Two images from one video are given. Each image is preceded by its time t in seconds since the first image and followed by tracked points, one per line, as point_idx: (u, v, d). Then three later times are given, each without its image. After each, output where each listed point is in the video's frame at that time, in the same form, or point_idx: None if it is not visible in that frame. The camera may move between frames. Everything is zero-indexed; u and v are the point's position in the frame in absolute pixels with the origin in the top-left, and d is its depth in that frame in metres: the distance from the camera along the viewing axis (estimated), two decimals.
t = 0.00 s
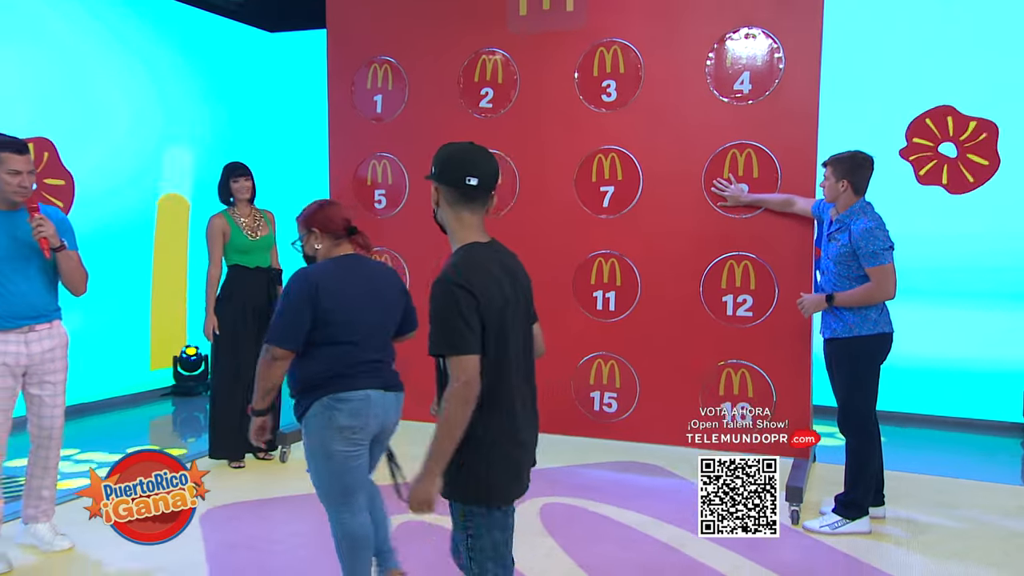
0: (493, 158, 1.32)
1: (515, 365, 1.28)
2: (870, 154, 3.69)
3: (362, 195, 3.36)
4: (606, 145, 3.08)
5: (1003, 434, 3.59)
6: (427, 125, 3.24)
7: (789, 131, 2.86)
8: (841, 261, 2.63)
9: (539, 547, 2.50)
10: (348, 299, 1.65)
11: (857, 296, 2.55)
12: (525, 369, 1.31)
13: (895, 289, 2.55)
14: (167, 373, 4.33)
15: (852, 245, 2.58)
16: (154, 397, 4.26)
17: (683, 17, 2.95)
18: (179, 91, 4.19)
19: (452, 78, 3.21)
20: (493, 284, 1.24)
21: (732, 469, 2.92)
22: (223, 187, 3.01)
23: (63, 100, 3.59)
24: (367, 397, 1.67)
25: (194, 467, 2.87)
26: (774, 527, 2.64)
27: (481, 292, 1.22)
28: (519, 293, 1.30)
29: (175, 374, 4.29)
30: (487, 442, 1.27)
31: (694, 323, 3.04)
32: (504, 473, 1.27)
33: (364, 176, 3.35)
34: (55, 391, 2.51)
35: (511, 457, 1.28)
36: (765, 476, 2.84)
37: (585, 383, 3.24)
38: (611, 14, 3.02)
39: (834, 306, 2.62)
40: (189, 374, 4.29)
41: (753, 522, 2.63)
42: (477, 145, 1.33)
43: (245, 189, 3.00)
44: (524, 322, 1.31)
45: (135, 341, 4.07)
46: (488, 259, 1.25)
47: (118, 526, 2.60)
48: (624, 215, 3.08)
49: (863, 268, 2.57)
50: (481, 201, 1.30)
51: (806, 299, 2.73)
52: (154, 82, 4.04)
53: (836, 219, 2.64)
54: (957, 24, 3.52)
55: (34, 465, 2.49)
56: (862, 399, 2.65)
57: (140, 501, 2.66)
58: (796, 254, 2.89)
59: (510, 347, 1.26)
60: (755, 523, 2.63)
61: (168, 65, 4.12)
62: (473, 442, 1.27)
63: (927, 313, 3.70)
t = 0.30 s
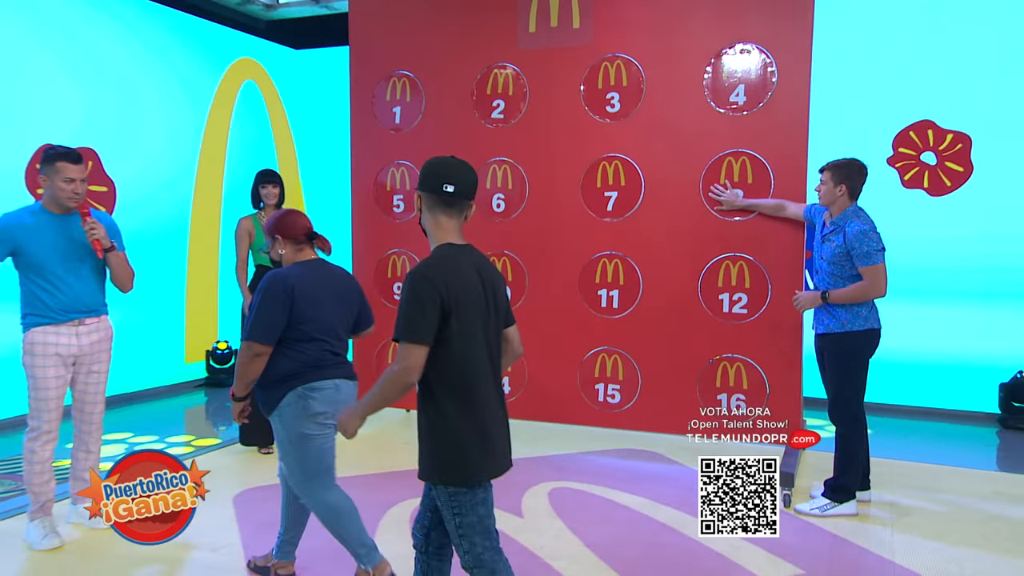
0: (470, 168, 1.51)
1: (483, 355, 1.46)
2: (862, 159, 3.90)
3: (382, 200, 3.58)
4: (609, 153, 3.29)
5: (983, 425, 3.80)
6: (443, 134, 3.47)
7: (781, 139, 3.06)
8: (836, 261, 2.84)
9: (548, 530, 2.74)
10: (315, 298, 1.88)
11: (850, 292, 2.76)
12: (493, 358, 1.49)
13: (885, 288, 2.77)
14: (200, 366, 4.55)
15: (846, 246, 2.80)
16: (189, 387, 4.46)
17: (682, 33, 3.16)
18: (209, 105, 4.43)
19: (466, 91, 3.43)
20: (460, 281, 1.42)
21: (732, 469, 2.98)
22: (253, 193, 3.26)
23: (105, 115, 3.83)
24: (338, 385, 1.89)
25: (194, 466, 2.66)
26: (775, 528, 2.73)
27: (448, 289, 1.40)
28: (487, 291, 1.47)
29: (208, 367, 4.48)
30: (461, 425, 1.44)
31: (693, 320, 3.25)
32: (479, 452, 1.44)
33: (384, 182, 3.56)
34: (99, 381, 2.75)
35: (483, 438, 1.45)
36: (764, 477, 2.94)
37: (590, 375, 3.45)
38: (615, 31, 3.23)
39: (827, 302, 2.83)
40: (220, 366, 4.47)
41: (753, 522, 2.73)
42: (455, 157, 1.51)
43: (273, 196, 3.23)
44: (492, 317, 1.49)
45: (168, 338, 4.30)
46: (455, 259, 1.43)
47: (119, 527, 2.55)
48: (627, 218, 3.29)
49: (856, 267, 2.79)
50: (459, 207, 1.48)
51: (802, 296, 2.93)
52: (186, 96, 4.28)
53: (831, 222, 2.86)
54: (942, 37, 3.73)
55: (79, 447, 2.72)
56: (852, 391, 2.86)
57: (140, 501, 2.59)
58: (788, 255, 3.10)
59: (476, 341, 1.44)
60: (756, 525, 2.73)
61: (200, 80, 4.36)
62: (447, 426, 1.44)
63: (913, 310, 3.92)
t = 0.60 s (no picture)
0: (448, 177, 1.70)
1: (439, 338, 1.65)
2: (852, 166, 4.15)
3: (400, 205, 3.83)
4: (612, 161, 3.53)
5: (962, 415, 4.04)
6: (459, 144, 3.75)
7: (773, 148, 3.29)
8: (829, 261, 3.14)
9: (557, 511, 2.98)
10: (296, 291, 2.11)
11: (845, 289, 3.04)
12: (449, 343, 1.68)
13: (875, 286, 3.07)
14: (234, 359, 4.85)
15: (840, 247, 3.11)
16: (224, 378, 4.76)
17: (681, 49, 3.39)
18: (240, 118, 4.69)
19: (479, 104, 3.69)
20: (422, 270, 1.63)
21: (732, 469, 3.13)
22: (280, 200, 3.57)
23: (148, 129, 4.09)
24: (307, 373, 2.17)
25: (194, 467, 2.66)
26: (775, 527, 2.82)
27: (411, 276, 1.60)
28: (448, 282, 1.67)
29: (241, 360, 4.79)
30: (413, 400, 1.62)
31: (692, 317, 3.47)
32: (428, 425, 1.63)
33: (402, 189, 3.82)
34: (143, 370, 2.99)
35: (433, 412, 1.64)
36: (762, 476, 3.04)
37: (595, 368, 3.69)
38: (618, 47, 3.47)
39: (823, 299, 3.10)
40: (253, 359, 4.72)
41: (753, 522, 2.82)
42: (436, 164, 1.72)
43: (299, 203, 3.52)
44: (450, 306, 1.69)
45: (202, 335, 4.57)
46: (419, 251, 1.64)
47: (119, 526, 2.57)
48: (630, 222, 3.53)
49: (848, 267, 3.09)
50: (433, 210, 1.69)
51: (796, 294, 3.20)
52: (219, 110, 4.54)
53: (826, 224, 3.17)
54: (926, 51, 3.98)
55: (125, 432, 2.95)
56: (839, 384, 3.14)
57: (140, 501, 2.61)
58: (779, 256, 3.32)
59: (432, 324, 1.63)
60: (756, 524, 2.81)
61: (233, 94, 4.62)
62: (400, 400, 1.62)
63: (898, 309, 4.19)
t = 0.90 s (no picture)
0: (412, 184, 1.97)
1: (415, 331, 1.92)
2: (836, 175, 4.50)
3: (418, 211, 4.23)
4: (614, 169, 3.79)
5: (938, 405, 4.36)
6: (471, 154, 4.04)
7: (765, 158, 3.53)
8: (820, 262, 3.40)
9: (563, 494, 3.28)
10: (246, 296, 2.34)
11: (835, 288, 3.28)
12: (428, 335, 1.95)
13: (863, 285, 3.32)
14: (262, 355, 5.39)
15: (829, 249, 3.36)
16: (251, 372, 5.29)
17: (678, 64, 3.62)
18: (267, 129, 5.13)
19: (490, 116, 3.97)
20: (397, 271, 1.89)
21: (733, 469, 3.11)
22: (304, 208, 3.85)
23: (183, 140, 4.52)
24: (258, 368, 2.39)
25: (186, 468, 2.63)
26: (775, 527, 2.91)
27: (387, 277, 1.86)
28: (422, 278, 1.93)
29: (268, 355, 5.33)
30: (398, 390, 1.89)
31: (689, 315, 3.72)
32: (416, 409, 1.91)
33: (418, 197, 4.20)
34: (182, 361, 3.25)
35: (416, 397, 1.92)
36: (764, 477, 3.04)
37: (598, 362, 3.93)
38: (619, 63, 3.71)
39: (814, 298, 3.35)
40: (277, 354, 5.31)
41: (753, 522, 2.90)
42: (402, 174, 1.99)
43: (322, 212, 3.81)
44: (424, 300, 1.96)
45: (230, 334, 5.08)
46: (391, 255, 1.90)
47: (120, 526, 2.72)
48: (630, 226, 3.79)
49: (837, 267, 3.35)
50: (401, 214, 1.96)
51: (790, 292, 3.45)
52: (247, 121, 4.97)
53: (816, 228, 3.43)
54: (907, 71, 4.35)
55: (165, 419, 3.22)
56: (825, 377, 3.40)
57: (139, 501, 2.72)
58: (770, 259, 3.56)
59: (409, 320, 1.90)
60: (756, 524, 2.90)
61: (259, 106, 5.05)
62: (387, 390, 1.90)
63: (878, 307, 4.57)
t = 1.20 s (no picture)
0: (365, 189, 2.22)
1: (380, 326, 2.18)
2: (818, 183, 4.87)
3: (429, 217, 4.55)
4: (613, 177, 4.07)
5: (913, 397, 4.83)
6: (479, 164, 4.35)
7: (753, 166, 3.78)
8: (805, 265, 3.67)
9: (565, 479, 3.56)
10: (206, 295, 2.59)
11: (819, 288, 3.55)
12: (389, 328, 2.22)
13: (845, 286, 3.58)
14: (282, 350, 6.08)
15: (813, 252, 3.63)
16: (275, 365, 5.98)
17: (672, 81, 3.89)
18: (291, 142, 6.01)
19: (497, 129, 4.28)
20: (362, 274, 2.12)
21: (733, 470, 3.36)
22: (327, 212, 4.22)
23: (215, 151, 5.28)
24: (223, 364, 2.63)
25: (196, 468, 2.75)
26: (775, 528, 3.03)
27: (355, 280, 2.09)
28: (381, 278, 2.19)
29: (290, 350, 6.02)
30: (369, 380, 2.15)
31: (683, 313, 3.99)
32: (385, 396, 2.19)
33: (430, 204, 4.53)
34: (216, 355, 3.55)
35: (384, 385, 2.19)
36: (763, 475, 3.33)
37: (597, 357, 4.20)
38: (617, 79, 3.99)
39: (800, 297, 3.61)
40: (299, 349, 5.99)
41: (754, 522, 3.04)
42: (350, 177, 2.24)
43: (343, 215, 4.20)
44: (386, 296, 2.21)
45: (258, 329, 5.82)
46: (354, 259, 2.12)
47: (120, 526, 2.83)
48: (628, 230, 4.06)
49: (821, 269, 3.62)
50: (358, 215, 2.21)
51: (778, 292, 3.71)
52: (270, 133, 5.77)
53: (802, 232, 3.71)
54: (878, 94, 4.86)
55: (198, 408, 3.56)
56: (809, 371, 3.67)
57: (140, 501, 2.85)
58: (758, 262, 3.81)
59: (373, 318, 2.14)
60: (756, 524, 3.04)
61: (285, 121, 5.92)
62: (358, 384, 2.14)
63: (855, 306, 5.09)
